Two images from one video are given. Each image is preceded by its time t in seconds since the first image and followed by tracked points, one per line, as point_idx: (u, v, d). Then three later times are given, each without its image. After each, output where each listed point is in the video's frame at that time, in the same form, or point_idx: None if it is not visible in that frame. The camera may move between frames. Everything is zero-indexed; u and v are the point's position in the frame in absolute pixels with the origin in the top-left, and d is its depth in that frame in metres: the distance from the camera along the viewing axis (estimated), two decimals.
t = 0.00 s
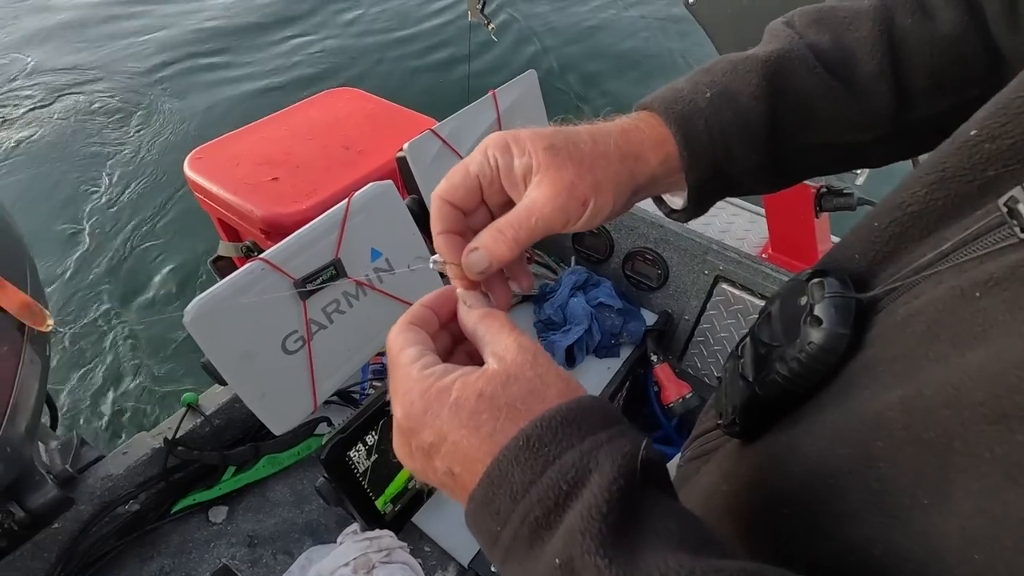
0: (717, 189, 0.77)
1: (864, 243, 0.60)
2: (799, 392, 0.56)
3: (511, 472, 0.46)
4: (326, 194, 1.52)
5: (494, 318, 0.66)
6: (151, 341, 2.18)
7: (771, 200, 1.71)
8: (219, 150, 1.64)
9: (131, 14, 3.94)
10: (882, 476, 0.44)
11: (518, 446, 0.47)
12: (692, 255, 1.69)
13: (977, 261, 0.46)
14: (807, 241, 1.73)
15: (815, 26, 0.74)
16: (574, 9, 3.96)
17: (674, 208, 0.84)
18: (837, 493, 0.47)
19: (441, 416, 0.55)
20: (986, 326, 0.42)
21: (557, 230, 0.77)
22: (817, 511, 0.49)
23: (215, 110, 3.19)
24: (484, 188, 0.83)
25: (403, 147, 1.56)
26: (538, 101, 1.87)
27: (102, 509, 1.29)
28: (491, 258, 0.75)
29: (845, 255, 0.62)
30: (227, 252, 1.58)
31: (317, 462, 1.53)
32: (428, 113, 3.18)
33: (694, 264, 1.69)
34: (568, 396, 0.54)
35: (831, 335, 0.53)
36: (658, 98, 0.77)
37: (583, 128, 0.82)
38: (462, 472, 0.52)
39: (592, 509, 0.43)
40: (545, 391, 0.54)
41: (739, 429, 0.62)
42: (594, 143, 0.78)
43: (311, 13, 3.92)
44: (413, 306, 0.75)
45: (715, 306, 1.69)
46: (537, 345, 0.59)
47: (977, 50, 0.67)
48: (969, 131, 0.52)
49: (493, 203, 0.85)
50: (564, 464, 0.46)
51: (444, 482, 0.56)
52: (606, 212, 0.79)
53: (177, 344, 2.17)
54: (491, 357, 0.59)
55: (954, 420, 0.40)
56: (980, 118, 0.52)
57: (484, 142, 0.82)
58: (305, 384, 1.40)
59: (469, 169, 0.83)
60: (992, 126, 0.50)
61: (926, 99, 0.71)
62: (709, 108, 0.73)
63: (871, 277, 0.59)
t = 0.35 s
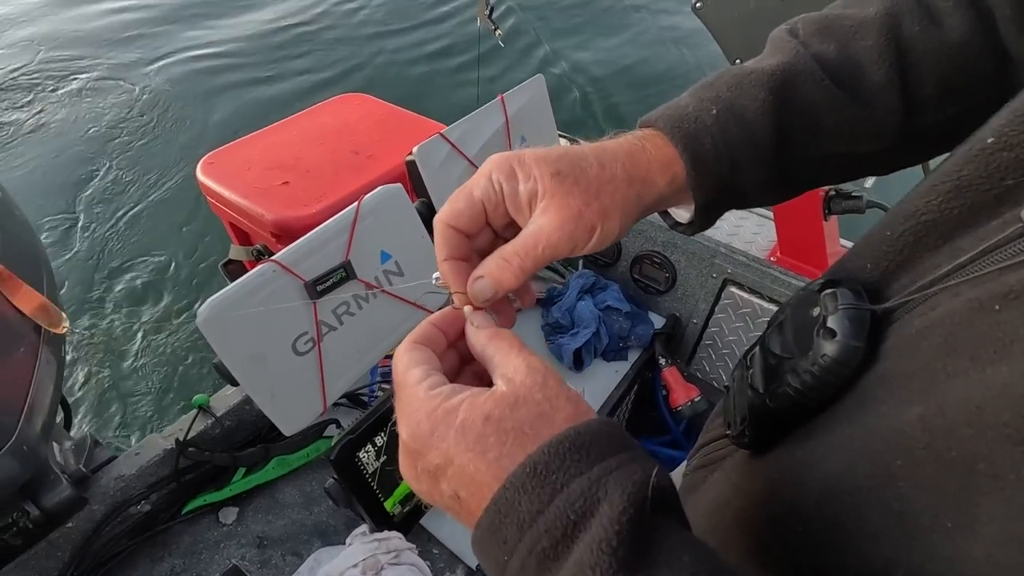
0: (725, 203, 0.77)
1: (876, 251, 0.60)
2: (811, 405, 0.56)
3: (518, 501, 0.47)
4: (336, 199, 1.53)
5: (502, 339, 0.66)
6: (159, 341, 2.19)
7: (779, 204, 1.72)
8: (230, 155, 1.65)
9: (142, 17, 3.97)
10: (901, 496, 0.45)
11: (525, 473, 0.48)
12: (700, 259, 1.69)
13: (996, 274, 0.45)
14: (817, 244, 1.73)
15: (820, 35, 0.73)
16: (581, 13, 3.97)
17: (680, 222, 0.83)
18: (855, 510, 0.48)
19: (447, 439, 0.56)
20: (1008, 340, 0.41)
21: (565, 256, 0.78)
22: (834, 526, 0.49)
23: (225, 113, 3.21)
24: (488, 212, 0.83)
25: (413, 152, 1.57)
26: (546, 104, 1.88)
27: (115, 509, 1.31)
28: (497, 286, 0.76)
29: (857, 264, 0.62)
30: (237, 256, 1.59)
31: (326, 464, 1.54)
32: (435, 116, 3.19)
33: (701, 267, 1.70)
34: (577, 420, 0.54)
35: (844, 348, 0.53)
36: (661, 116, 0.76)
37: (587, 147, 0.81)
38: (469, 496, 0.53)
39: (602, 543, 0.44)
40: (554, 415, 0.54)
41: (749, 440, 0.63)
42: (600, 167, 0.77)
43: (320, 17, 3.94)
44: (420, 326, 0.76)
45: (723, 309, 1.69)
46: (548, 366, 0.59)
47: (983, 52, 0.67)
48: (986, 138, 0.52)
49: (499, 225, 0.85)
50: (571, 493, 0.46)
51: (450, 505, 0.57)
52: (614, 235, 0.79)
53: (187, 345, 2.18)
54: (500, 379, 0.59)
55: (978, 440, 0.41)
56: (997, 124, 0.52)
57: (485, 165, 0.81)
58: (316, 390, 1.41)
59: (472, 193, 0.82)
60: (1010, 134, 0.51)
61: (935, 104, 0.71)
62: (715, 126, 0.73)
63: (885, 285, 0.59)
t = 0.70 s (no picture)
0: (741, 211, 0.76)
1: (893, 255, 0.60)
2: (825, 414, 0.56)
3: (534, 520, 0.47)
4: (345, 200, 1.54)
5: (515, 350, 0.66)
6: (168, 341, 2.21)
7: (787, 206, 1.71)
8: (240, 157, 1.66)
9: (151, 18, 3.98)
10: (927, 515, 0.44)
11: (541, 491, 0.48)
12: (708, 260, 1.69)
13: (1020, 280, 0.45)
14: (828, 245, 1.72)
15: (837, 36, 0.73)
16: (589, 12, 3.96)
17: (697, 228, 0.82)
18: (877, 529, 0.47)
19: (461, 456, 0.56)
20: None
21: (582, 267, 0.76)
22: (856, 548, 0.48)
23: (233, 113, 3.22)
24: (502, 223, 0.82)
25: (422, 152, 1.57)
26: (555, 105, 1.87)
27: (124, 508, 1.32)
28: (513, 298, 0.75)
29: (871, 267, 0.62)
30: (247, 257, 1.59)
31: (334, 465, 1.54)
32: (443, 116, 3.19)
33: (710, 269, 1.70)
34: (593, 436, 0.54)
35: (860, 357, 0.53)
36: (677, 123, 0.75)
37: (604, 155, 0.80)
38: (484, 514, 0.53)
39: (622, 563, 0.44)
40: (570, 430, 0.54)
41: (762, 449, 0.63)
42: (616, 175, 0.76)
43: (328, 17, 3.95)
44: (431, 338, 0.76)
45: (732, 311, 1.68)
46: (564, 379, 0.59)
47: (1008, 49, 0.67)
48: (1010, 138, 0.52)
49: (513, 237, 0.84)
50: (589, 512, 0.46)
51: (465, 523, 0.57)
52: (632, 245, 0.77)
53: (195, 345, 2.19)
54: (514, 394, 0.59)
55: (1011, 458, 0.40)
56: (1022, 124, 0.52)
57: (500, 176, 0.80)
58: (325, 393, 1.41)
59: (486, 204, 0.82)
60: None
61: (957, 104, 0.70)
62: (733, 132, 0.72)
63: (900, 291, 0.59)
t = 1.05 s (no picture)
0: (744, 215, 0.75)
1: (899, 257, 0.58)
2: (830, 420, 0.55)
3: (536, 533, 0.46)
4: (348, 199, 1.53)
5: (514, 358, 0.65)
6: (173, 339, 2.21)
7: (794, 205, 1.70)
8: (243, 155, 1.66)
9: (156, 16, 3.98)
10: (938, 526, 0.43)
11: (542, 503, 0.47)
12: (714, 260, 1.69)
13: None
14: (834, 244, 1.71)
15: (839, 38, 0.71)
16: (595, 10, 3.95)
17: (699, 234, 0.81)
18: (886, 539, 0.46)
19: (461, 468, 0.55)
20: None
21: (582, 275, 0.74)
22: (865, 559, 0.47)
23: (238, 111, 3.22)
24: (501, 230, 0.80)
25: (425, 151, 1.56)
26: (559, 104, 1.86)
27: (126, 508, 1.31)
28: (511, 306, 0.73)
29: (878, 270, 0.61)
30: (250, 256, 1.59)
31: (336, 465, 1.54)
32: (448, 114, 3.18)
33: (715, 268, 1.69)
34: (594, 446, 0.53)
35: (868, 362, 0.52)
36: (675, 128, 0.75)
37: (603, 161, 0.79)
38: (485, 527, 0.53)
39: None
40: (571, 440, 0.53)
41: (765, 454, 0.61)
42: (616, 181, 0.75)
43: (333, 16, 3.94)
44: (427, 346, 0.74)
45: (738, 312, 1.67)
46: (563, 387, 0.58)
47: (1016, 49, 0.65)
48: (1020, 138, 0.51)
49: (512, 244, 0.82)
50: (592, 524, 0.46)
51: (466, 536, 0.56)
52: (632, 252, 0.76)
53: (199, 344, 2.19)
54: (514, 403, 0.58)
55: None
56: None
57: (499, 182, 0.78)
58: (327, 394, 1.40)
59: (485, 211, 0.80)
60: None
61: (963, 106, 0.69)
62: (734, 136, 0.71)
63: (907, 293, 0.57)
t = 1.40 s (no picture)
0: (747, 217, 0.74)
1: (901, 255, 0.58)
2: (833, 418, 0.54)
3: (536, 534, 0.46)
4: (352, 198, 1.53)
5: (515, 358, 0.64)
6: (178, 339, 2.21)
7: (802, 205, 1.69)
8: (247, 155, 1.66)
9: (163, 16, 4.00)
10: (942, 526, 0.42)
11: (543, 504, 0.46)
12: (720, 261, 1.68)
13: None
14: (841, 244, 1.70)
15: (841, 37, 0.71)
16: (600, 10, 3.94)
17: (702, 235, 0.80)
18: (890, 540, 0.45)
19: (461, 471, 0.55)
20: None
21: (582, 276, 0.74)
22: (868, 560, 0.47)
23: (243, 111, 3.22)
24: (502, 230, 0.80)
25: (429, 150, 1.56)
26: (564, 103, 1.86)
27: (130, 507, 1.30)
28: (512, 308, 0.73)
29: (880, 267, 0.60)
30: (254, 256, 1.61)
31: (340, 465, 1.54)
32: (453, 114, 3.18)
33: (721, 269, 1.68)
34: (595, 446, 0.53)
35: (870, 361, 0.51)
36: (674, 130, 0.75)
37: (605, 162, 0.78)
38: (486, 529, 0.52)
39: None
40: (571, 441, 0.53)
41: (768, 453, 0.61)
42: (618, 182, 0.74)
43: (338, 16, 3.94)
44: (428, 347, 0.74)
45: (743, 312, 1.66)
46: (564, 387, 0.58)
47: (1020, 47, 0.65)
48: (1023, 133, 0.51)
49: (513, 244, 0.82)
50: (592, 526, 0.45)
51: (467, 538, 0.56)
52: (634, 253, 0.75)
53: (204, 344, 2.19)
54: (515, 404, 0.58)
55: None
56: None
57: (501, 182, 0.78)
58: (329, 395, 1.40)
59: (486, 211, 0.80)
60: None
61: (967, 105, 0.68)
62: (735, 138, 0.70)
63: (911, 292, 0.57)
